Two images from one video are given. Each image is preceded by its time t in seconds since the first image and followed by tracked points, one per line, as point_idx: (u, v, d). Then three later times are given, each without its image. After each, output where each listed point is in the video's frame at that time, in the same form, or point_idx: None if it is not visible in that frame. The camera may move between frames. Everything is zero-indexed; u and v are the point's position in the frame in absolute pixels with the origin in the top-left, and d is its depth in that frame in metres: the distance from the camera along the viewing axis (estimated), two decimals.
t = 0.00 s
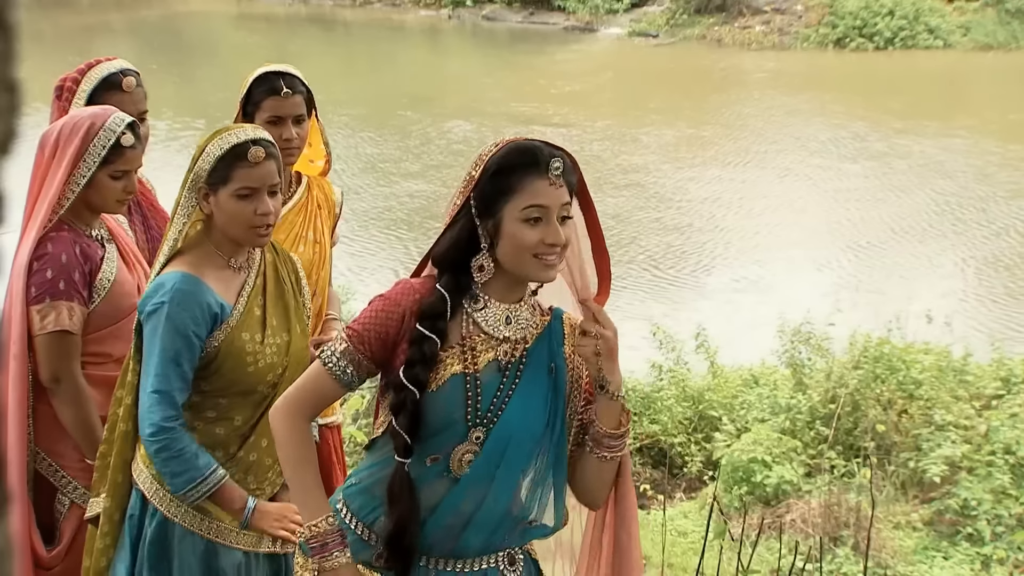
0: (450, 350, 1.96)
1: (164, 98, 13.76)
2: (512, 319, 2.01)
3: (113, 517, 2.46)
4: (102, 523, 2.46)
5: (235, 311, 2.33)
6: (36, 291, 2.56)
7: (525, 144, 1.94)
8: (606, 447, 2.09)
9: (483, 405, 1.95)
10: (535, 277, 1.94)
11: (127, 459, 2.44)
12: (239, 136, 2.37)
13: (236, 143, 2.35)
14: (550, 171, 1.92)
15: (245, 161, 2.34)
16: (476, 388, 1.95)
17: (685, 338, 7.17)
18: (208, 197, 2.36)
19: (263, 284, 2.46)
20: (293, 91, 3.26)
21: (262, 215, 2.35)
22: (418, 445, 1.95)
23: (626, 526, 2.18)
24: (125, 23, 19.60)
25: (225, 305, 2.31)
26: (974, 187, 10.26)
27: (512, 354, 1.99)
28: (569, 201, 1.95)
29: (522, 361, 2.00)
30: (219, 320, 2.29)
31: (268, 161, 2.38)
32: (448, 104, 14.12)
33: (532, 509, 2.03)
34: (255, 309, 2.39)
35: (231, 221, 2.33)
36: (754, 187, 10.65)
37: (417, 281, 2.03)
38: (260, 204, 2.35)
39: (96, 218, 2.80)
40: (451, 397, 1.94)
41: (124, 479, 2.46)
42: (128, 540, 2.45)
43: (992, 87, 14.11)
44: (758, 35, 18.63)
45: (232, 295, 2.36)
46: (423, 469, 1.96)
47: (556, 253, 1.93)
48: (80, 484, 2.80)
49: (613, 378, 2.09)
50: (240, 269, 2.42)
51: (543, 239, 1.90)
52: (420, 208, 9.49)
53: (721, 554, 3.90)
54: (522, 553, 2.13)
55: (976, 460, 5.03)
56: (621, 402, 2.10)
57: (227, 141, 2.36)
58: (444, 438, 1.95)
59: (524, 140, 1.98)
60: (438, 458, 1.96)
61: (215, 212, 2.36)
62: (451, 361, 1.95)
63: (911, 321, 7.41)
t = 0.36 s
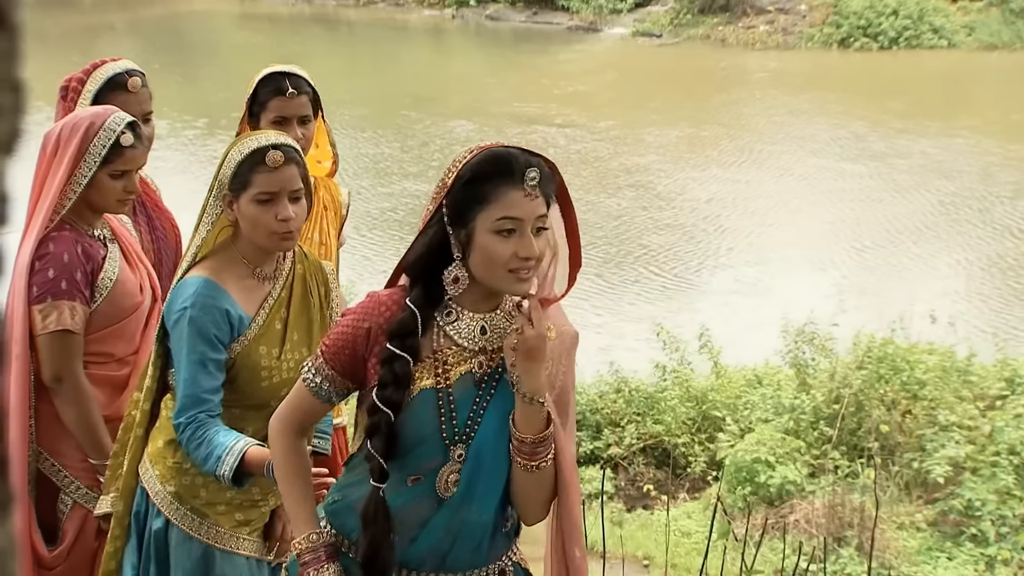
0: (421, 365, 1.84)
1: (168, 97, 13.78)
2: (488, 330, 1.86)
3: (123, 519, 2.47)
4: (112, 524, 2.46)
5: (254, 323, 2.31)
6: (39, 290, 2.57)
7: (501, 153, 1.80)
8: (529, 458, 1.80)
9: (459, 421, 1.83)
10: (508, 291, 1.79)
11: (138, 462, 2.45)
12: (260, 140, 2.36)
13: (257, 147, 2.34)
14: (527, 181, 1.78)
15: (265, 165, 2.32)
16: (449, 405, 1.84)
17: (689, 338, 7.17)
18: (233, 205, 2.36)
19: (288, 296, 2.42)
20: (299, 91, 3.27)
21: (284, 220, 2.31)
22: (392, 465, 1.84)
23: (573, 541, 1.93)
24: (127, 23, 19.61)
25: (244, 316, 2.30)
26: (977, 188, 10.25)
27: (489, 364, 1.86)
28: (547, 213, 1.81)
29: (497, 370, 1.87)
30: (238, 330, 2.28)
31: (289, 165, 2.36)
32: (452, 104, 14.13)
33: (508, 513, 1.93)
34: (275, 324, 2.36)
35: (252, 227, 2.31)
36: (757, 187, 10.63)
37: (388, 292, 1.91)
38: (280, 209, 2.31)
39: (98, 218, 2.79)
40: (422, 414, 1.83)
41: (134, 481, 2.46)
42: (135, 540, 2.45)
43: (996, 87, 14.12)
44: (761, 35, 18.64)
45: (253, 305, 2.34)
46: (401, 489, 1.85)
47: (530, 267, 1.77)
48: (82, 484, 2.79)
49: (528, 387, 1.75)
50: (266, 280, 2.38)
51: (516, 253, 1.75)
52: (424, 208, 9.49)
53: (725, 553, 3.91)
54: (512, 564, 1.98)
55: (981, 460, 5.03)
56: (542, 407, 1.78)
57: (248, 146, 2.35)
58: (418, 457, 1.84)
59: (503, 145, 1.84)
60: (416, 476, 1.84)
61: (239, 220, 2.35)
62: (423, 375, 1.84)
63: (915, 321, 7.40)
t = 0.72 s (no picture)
0: (411, 359, 1.85)
1: (172, 97, 13.78)
2: (473, 317, 1.88)
3: (131, 525, 2.47)
4: (121, 530, 2.46)
5: (252, 328, 2.31)
6: (40, 290, 2.56)
7: (472, 140, 1.83)
8: (527, 444, 1.85)
9: (454, 413, 1.83)
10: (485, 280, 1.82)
11: (146, 469, 2.46)
12: (262, 144, 2.37)
13: (260, 150, 2.35)
14: (499, 167, 1.81)
15: (267, 170, 2.33)
16: (443, 398, 1.84)
17: (693, 339, 7.18)
18: (233, 207, 2.36)
19: (291, 301, 2.41)
20: (306, 92, 3.27)
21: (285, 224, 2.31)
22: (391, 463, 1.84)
23: (569, 524, 1.99)
24: (131, 23, 19.62)
25: (241, 322, 2.30)
26: (981, 188, 10.23)
27: (476, 354, 1.88)
28: (520, 200, 1.83)
29: (486, 360, 1.89)
30: (234, 334, 2.28)
31: (290, 169, 2.36)
32: (456, 104, 14.13)
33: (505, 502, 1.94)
34: (276, 328, 2.36)
35: (251, 231, 2.31)
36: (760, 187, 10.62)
37: (367, 292, 1.91)
38: (279, 213, 2.31)
39: (99, 218, 2.80)
40: (415, 409, 1.83)
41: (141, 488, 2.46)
42: (142, 547, 2.46)
43: (1000, 87, 14.09)
44: (766, 34, 18.60)
45: (251, 311, 2.34)
46: (401, 487, 1.85)
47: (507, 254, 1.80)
48: (85, 485, 2.79)
49: (521, 373, 1.82)
50: (266, 284, 2.39)
51: (494, 241, 1.78)
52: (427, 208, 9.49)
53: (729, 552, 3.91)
54: (511, 559, 2.01)
55: (985, 460, 5.02)
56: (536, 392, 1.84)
57: (249, 149, 2.36)
58: (415, 453, 1.83)
59: (472, 134, 1.88)
60: (414, 474, 1.84)
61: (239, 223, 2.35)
62: (414, 369, 1.84)
63: (919, 321, 7.40)
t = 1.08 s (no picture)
0: (430, 352, 1.85)
1: (175, 96, 13.80)
2: (485, 306, 1.89)
3: (130, 531, 2.45)
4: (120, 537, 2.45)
5: (240, 332, 2.31)
6: (34, 292, 2.56)
7: (474, 132, 1.84)
8: (554, 429, 1.87)
9: (477, 402, 1.83)
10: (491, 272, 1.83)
11: (142, 477, 2.44)
12: (250, 147, 2.38)
13: (245, 154, 2.35)
14: (503, 158, 1.81)
15: (253, 174, 2.33)
16: (464, 387, 1.84)
17: (696, 339, 7.18)
18: (220, 212, 2.36)
19: (280, 304, 2.41)
20: (310, 93, 3.27)
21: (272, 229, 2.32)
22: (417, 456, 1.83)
23: (598, 505, 2.00)
24: (135, 22, 19.62)
25: (228, 326, 2.29)
26: (984, 188, 10.23)
27: (492, 343, 1.88)
28: (524, 191, 1.84)
29: (503, 347, 1.89)
30: (221, 339, 2.28)
31: (277, 173, 2.37)
32: (459, 104, 14.13)
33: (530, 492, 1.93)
34: (266, 331, 2.35)
35: (237, 235, 2.31)
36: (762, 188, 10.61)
37: (378, 291, 1.92)
38: (266, 217, 2.32)
39: (100, 217, 2.81)
40: (437, 402, 1.83)
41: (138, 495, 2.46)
42: (139, 554, 2.46)
43: (1004, 87, 14.06)
44: (769, 34, 18.57)
45: (240, 314, 2.34)
46: (428, 481, 1.85)
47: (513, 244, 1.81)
48: (78, 485, 2.79)
49: (545, 360, 1.84)
50: (254, 287, 2.38)
51: (498, 233, 1.78)
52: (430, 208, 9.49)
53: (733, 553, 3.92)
54: (534, 553, 2.02)
55: (988, 461, 5.04)
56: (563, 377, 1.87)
57: (236, 153, 2.36)
58: (441, 444, 1.83)
59: (476, 125, 1.88)
60: (440, 466, 1.84)
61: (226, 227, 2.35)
62: (432, 363, 1.84)
63: (923, 320, 7.40)
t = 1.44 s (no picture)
0: (429, 352, 1.85)
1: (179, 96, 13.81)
2: (478, 306, 1.92)
3: (127, 528, 2.45)
4: (118, 536, 2.44)
5: (224, 326, 2.30)
6: (34, 292, 2.55)
7: (462, 129, 1.84)
8: (569, 423, 1.94)
9: (479, 400, 1.84)
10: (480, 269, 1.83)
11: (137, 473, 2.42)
12: (232, 144, 2.37)
13: (226, 152, 2.35)
14: (491, 155, 1.81)
15: (234, 171, 2.33)
16: (466, 385, 1.84)
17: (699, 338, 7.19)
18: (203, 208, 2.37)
19: (267, 298, 2.40)
20: (313, 94, 3.27)
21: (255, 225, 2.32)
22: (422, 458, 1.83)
23: (611, 489, 2.08)
24: (138, 22, 19.62)
25: (210, 322, 2.29)
26: (987, 189, 10.22)
27: (489, 341, 1.90)
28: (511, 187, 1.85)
29: (499, 344, 1.91)
30: (204, 335, 2.28)
31: (259, 170, 2.37)
32: (462, 104, 14.14)
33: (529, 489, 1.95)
34: (251, 324, 2.34)
35: (219, 233, 2.32)
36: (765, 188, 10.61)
37: (372, 296, 1.89)
38: (248, 214, 2.32)
39: (102, 218, 2.81)
40: (441, 404, 1.82)
41: (135, 495, 2.44)
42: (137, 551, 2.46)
43: (1007, 87, 14.05)
44: (772, 35, 18.57)
45: (224, 310, 2.33)
46: (430, 483, 1.84)
47: (501, 240, 1.82)
48: (78, 486, 2.79)
49: (558, 356, 1.89)
50: (238, 282, 2.38)
51: (486, 229, 1.79)
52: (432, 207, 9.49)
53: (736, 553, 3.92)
54: (525, 546, 2.06)
55: (992, 461, 5.04)
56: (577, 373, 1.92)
57: (219, 150, 2.36)
58: (445, 445, 1.82)
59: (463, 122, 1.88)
60: (443, 468, 1.83)
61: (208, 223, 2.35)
62: (433, 363, 1.84)
63: (926, 320, 7.40)
